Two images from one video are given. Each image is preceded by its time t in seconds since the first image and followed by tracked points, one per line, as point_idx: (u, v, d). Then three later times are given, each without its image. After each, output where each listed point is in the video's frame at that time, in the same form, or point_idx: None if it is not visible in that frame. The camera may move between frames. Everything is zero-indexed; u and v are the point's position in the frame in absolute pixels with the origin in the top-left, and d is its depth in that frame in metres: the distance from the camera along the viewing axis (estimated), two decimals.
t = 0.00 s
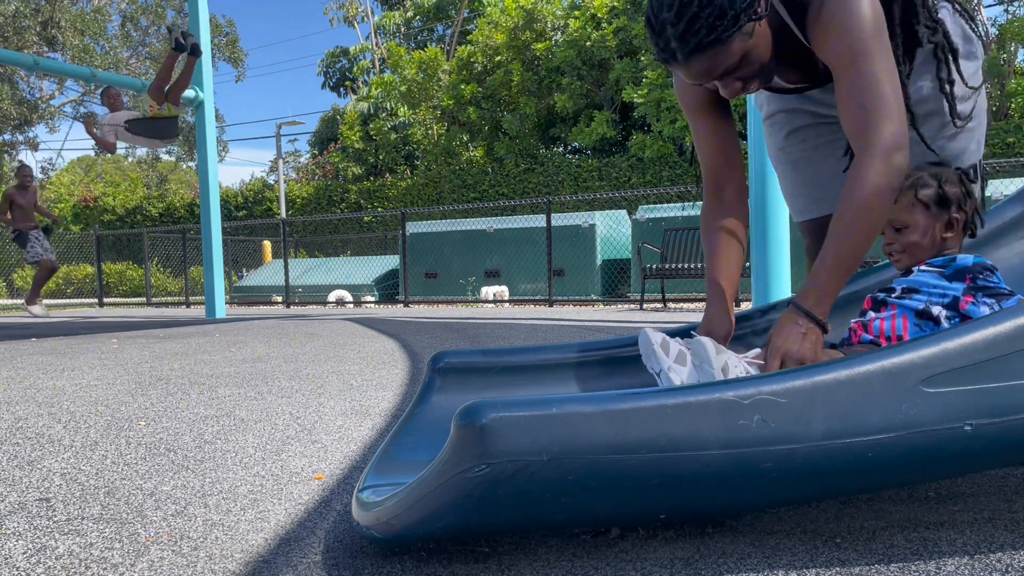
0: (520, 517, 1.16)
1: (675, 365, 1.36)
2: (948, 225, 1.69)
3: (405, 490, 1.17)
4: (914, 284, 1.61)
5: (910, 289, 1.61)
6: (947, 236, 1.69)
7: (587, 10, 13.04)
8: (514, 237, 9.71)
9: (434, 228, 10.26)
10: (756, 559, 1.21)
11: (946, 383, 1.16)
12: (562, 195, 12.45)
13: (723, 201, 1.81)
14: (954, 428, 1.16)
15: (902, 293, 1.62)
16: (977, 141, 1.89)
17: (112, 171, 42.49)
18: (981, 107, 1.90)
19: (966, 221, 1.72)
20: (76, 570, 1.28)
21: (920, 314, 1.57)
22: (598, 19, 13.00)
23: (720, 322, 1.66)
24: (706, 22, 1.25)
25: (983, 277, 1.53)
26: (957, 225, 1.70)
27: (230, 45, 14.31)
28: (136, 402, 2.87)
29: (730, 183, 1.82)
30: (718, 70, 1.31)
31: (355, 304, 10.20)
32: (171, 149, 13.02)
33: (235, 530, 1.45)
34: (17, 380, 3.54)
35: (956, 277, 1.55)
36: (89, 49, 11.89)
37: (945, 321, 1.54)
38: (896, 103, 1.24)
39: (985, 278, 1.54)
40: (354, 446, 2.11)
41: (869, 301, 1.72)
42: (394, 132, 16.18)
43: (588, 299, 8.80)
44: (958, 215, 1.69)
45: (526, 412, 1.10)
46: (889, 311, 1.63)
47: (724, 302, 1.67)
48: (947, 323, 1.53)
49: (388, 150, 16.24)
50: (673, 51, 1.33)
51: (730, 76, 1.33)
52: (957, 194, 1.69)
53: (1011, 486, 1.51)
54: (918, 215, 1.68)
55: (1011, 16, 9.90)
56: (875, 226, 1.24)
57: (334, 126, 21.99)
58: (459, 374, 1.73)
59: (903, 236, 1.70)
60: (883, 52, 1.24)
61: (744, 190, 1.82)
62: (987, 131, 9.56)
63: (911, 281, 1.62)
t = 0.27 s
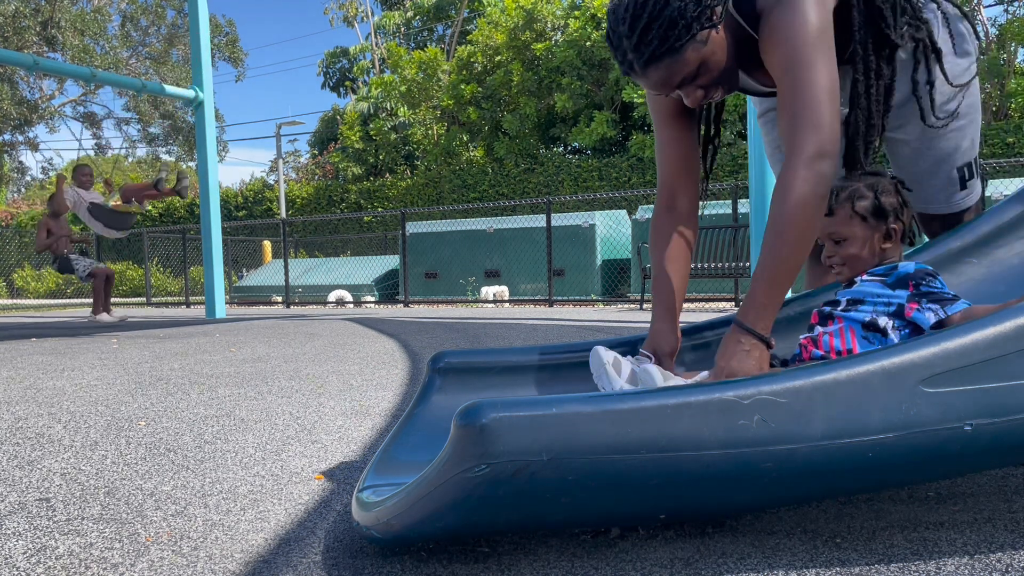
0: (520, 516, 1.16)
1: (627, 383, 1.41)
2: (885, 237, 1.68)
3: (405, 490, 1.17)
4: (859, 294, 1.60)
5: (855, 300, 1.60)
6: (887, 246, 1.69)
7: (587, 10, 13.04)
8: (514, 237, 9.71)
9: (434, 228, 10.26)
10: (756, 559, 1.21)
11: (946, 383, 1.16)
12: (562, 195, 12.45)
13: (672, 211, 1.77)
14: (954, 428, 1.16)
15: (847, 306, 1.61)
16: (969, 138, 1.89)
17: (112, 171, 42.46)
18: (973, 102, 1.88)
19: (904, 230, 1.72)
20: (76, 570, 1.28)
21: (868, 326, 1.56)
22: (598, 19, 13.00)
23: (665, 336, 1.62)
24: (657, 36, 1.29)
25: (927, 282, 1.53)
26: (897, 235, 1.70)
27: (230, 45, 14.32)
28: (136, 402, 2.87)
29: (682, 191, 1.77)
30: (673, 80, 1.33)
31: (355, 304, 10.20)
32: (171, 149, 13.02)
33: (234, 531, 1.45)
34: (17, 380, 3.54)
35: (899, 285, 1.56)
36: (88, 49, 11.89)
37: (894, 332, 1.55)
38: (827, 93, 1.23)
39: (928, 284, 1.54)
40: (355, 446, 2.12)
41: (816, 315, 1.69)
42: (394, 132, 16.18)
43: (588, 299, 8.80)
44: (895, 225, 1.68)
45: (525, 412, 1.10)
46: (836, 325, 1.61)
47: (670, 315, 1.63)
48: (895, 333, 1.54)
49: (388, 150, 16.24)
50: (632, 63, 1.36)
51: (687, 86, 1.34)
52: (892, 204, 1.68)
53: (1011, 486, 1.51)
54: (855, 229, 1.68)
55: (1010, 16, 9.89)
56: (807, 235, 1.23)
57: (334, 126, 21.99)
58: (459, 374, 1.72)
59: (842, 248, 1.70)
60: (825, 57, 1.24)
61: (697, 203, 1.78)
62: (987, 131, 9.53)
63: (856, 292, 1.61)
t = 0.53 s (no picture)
0: (520, 517, 1.16)
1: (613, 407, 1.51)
2: (829, 229, 1.61)
3: (405, 490, 1.17)
4: (817, 297, 1.59)
5: (815, 304, 1.59)
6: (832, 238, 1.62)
7: (587, 10, 13.03)
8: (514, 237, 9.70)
9: (433, 228, 10.25)
10: (756, 559, 1.21)
11: (947, 383, 1.16)
12: (563, 195, 12.44)
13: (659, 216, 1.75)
14: (954, 427, 1.16)
15: (808, 312, 1.60)
16: (967, 139, 1.90)
17: (112, 171, 42.44)
18: (971, 103, 1.89)
19: (848, 222, 1.64)
20: (76, 570, 1.28)
21: (833, 329, 1.55)
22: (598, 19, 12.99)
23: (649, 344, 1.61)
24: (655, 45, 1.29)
25: (875, 277, 1.53)
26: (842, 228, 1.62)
27: (230, 45, 14.31)
28: (136, 402, 2.87)
29: (671, 197, 1.76)
30: (672, 87, 1.33)
31: (355, 304, 10.20)
32: (171, 149, 13.02)
33: (234, 531, 1.45)
34: (17, 380, 3.54)
35: (849, 281, 1.55)
36: (88, 49, 11.88)
37: (861, 331, 1.52)
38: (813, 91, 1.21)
39: (877, 278, 1.54)
40: (355, 446, 2.12)
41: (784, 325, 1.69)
42: (394, 132, 16.16)
43: (588, 299, 8.81)
44: (839, 217, 1.61)
45: (525, 412, 1.10)
46: (804, 332, 1.60)
47: (651, 322, 1.62)
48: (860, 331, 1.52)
49: (388, 150, 16.24)
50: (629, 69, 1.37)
51: (684, 89, 1.35)
52: (835, 196, 1.60)
53: (1012, 486, 1.51)
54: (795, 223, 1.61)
55: (1011, 15, 9.88)
56: (787, 242, 1.22)
57: (334, 126, 21.98)
58: (460, 374, 1.72)
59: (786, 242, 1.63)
60: (817, 62, 1.22)
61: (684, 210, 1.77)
62: (988, 130, 9.52)
63: (814, 294, 1.60)
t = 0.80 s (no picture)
0: (520, 518, 1.15)
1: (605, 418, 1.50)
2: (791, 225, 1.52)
3: (405, 490, 1.17)
4: (794, 304, 1.55)
5: (794, 312, 1.55)
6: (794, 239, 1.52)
7: (587, 10, 13.03)
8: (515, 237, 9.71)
9: (433, 228, 10.25)
10: (756, 559, 1.21)
11: (947, 383, 1.16)
12: (563, 195, 12.44)
13: (656, 203, 1.80)
14: (954, 428, 1.16)
15: (789, 320, 1.56)
16: (954, 139, 1.89)
17: (111, 171, 42.39)
18: (955, 105, 1.88)
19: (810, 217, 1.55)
20: (76, 570, 1.28)
21: (816, 334, 1.51)
22: (598, 19, 12.99)
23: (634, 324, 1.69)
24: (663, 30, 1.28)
25: (846, 280, 1.48)
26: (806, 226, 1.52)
27: (230, 45, 14.31)
28: (136, 402, 2.87)
29: (666, 187, 1.81)
30: (677, 76, 1.32)
31: (355, 304, 10.21)
32: (171, 149, 13.01)
33: (235, 531, 1.45)
34: (17, 380, 3.54)
35: (823, 285, 1.51)
36: (89, 49, 11.88)
37: (844, 333, 1.48)
38: (890, 81, 1.22)
39: (849, 280, 1.49)
40: (355, 446, 2.12)
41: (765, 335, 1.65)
42: (394, 131, 16.16)
43: (588, 299, 8.82)
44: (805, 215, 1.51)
45: (526, 413, 1.10)
46: (787, 340, 1.56)
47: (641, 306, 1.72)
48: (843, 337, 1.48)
49: (388, 150, 16.24)
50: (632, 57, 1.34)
51: (688, 81, 1.33)
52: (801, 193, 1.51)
53: (1012, 486, 1.51)
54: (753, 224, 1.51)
55: (1011, 15, 9.89)
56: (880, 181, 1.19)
57: (334, 126, 21.97)
58: (459, 373, 1.72)
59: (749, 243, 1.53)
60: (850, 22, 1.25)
61: (679, 199, 1.82)
62: (988, 130, 9.51)
63: (790, 301, 1.56)
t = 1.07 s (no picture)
0: (519, 518, 1.15)
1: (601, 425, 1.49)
2: (788, 226, 1.51)
3: (405, 491, 1.17)
4: (790, 309, 1.54)
5: (790, 316, 1.54)
6: (789, 236, 1.52)
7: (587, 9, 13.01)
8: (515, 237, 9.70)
9: (433, 228, 10.25)
10: (756, 559, 1.20)
11: (946, 383, 1.16)
12: (563, 195, 12.43)
13: (643, 206, 1.78)
14: (953, 428, 1.16)
15: (785, 323, 1.55)
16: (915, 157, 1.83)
17: (111, 170, 42.36)
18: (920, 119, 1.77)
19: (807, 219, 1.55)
20: (75, 570, 1.28)
21: (812, 338, 1.49)
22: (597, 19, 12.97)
23: (646, 335, 1.66)
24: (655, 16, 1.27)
25: (841, 282, 1.47)
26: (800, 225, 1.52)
27: (230, 45, 14.31)
28: (136, 402, 2.87)
29: (652, 186, 1.79)
30: (662, 67, 1.31)
31: (355, 304, 10.20)
32: (171, 149, 13.01)
33: (235, 531, 1.45)
34: (17, 380, 3.54)
35: (817, 288, 1.49)
36: (89, 49, 11.89)
37: (840, 334, 1.48)
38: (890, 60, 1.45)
39: (843, 283, 1.47)
40: (355, 446, 2.12)
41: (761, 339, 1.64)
42: (394, 131, 16.16)
43: (588, 299, 8.81)
44: (796, 215, 1.51)
45: (526, 413, 1.10)
46: (784, 345, 1.55)
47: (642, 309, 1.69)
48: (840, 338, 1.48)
49: (388, 150, 16.25)
50: (620, 46, 1.31)
51: (674, 73, 1.32)
52: (791, 192, 1.51)
53: (1012, 486, 1.51)
54: (747, 220, 1.50)
55: (1011, 15, 9.89)
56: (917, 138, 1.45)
57: (333, 126, 21.97)
58: (459, 374, 1.72)
59: (747, 243, 1.52)
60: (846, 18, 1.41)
61: (665, 199, 1.80)
62: (988, 130, 9.51)
63: (785, 305, 1.54)
